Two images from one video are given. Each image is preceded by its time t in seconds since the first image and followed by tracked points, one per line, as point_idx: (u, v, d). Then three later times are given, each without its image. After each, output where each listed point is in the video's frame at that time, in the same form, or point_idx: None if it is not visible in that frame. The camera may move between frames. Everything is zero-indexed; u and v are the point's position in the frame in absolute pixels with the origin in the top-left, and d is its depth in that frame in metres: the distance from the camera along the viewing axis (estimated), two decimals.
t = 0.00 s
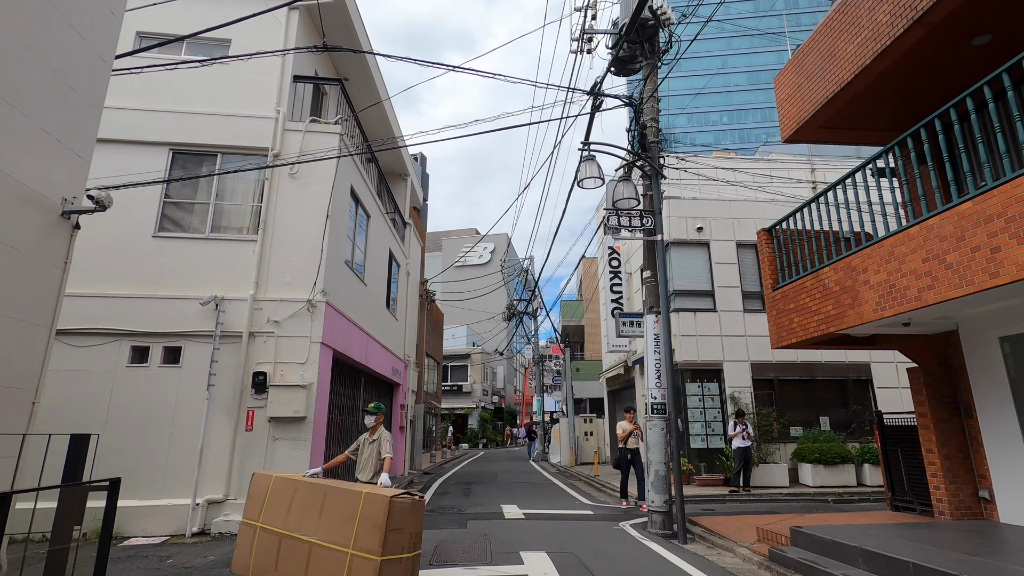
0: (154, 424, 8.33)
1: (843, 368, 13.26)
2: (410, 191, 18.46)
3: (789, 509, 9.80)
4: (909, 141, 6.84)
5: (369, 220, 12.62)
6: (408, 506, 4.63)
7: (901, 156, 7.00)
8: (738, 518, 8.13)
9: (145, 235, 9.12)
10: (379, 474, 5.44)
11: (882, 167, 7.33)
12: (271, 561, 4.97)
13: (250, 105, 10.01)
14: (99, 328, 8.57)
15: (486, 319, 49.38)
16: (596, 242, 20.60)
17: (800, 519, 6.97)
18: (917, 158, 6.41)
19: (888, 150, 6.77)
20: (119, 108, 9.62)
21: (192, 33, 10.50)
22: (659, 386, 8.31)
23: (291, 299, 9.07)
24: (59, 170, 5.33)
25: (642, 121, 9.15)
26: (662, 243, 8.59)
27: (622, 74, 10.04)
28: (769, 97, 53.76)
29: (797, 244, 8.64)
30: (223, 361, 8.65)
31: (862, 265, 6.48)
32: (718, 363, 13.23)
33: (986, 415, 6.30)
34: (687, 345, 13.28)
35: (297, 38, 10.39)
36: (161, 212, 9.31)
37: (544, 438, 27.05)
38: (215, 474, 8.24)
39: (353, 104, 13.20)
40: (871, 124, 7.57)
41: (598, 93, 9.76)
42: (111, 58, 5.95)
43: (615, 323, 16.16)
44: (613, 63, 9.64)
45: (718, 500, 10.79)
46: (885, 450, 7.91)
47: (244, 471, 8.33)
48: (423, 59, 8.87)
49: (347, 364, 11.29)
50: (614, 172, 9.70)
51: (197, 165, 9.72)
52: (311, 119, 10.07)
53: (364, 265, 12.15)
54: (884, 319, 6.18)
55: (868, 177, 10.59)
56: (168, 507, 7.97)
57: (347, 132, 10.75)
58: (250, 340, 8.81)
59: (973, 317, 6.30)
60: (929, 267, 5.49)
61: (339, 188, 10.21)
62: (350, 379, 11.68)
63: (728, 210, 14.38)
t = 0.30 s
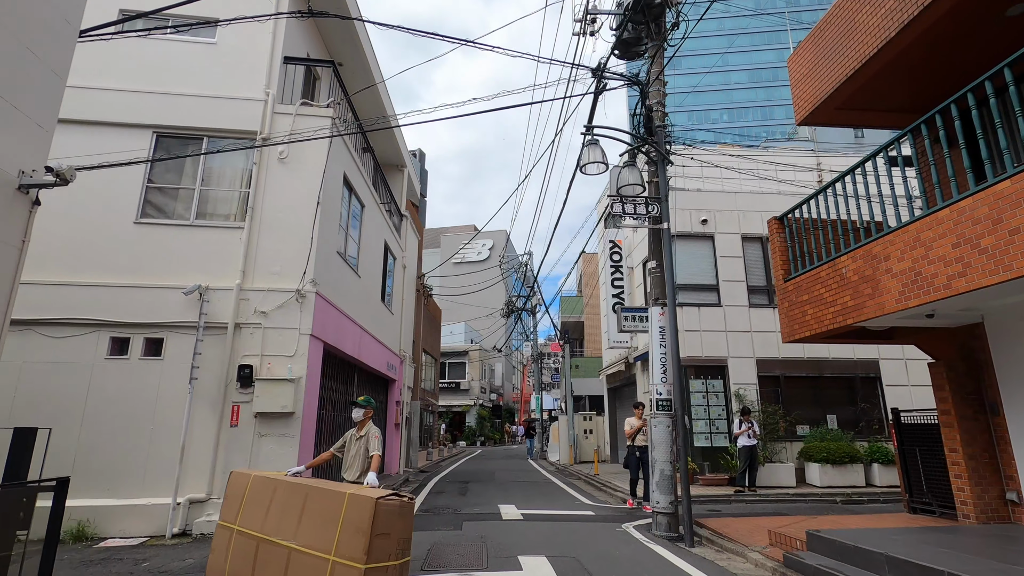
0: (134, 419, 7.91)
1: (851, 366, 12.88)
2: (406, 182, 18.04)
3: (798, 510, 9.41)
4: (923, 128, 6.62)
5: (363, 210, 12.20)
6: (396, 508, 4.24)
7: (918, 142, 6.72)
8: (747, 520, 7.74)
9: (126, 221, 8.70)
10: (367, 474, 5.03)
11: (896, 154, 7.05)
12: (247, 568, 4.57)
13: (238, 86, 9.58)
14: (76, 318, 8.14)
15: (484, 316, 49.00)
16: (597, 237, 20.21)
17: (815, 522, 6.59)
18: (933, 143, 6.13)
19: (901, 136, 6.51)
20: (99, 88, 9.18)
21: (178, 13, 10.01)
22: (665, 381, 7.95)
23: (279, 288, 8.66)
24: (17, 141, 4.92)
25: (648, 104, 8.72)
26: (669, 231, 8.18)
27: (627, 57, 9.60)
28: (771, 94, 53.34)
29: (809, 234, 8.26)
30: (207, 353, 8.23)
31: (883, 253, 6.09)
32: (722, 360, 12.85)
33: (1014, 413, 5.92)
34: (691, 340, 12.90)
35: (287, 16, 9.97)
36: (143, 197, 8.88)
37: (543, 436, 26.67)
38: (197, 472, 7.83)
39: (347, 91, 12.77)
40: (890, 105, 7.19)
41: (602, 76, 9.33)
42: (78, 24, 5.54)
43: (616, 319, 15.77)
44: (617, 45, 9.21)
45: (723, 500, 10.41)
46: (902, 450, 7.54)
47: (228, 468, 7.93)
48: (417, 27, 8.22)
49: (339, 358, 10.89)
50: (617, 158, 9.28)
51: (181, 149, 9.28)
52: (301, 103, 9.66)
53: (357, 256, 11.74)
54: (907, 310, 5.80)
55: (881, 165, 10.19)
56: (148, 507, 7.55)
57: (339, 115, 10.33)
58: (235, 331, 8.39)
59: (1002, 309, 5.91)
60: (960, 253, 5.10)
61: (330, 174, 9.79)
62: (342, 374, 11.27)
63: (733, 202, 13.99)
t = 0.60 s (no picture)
0: (109, 419, 7.49)
1: (857, 364, 12.53)
2: (401, 176, 17.61)
3: (805, 514, 9.05)
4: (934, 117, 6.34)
5: (356, 202, 11.79)
6: (378, 520, 3.85)
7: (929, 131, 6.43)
8: (755, 525, 7.37)
9: (102, 210, 8.26)
10: (350, 480, 4.60)
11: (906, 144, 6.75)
12: None
13: (222, 70, 9.14)
14: (49, 312, 7.71)
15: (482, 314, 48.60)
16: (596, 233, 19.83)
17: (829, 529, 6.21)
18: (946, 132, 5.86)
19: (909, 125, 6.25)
20: (75, 71, 8.72)
21: None
22: (669, 380, 7.56)
23: (264, 281, 8.24)
24: None
25: (652, 89, 8.31)
26: (673, 222, 7.77)
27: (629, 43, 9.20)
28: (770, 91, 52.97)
29: (820, 226, 7.88)
30: (187, 349, 7.81)
31: (904, 243, 5.71)
32: (726, 358, 12.49)
33: None
34: (693, 338, 12.54)
35: None
36: (121, 185, 8.45)
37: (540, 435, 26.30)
38: (176, 476, 7.42)
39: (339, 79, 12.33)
40: (908, 89, 6.81)
41: (603, 60, 8.92)
42: None
43: (616, 316, 15.39)
44: (620, 29, 8.76)
45: (727, 503, 10.05)
46: (918, 452, 7.20)
47: (209, 471, 7.52)
48: None
49: (328, 355, 10.47)
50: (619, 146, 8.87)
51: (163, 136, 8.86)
52: (289, 88, 9.23)
53: (348, 250, 11.31)
54: (931, 303, 5.42)
55: (892, 156, 9.81)
56: (123, 512, 7.14)
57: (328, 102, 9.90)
58: (217, 326, 7.97)
59: None
60: (993, 241, 4.72)
61: (319, 163, 9.36)
62: (332, 373, 10.88)
63: (737, 196, 13.62)
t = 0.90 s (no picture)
0: (82, 415, 7.09)
1: (861, 362, 12.22)
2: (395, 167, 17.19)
3: (811, 516, 8.72)
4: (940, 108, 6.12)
5: (346, 191, 11.40)
6: (358, 530, 3.46)
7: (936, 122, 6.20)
8: (762, 529, 7.05)
9: (77, 195, 7.84)
10: (330, 483, 4.22)
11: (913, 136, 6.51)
12: None
13: (206, 51, 8.71)
14: (19, 302, 7.30)
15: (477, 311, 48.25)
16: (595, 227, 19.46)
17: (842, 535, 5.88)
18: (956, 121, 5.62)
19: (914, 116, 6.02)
20: (49, 49, 8.28)
21: None
22: (672, 376, 7.22)
23: (247, 271, 7.84)
24: None
25: (655, 73, 7.94)
26: (678, 210, 7.42)
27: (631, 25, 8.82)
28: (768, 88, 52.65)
29: (830, 216, 7.54)
30: (165, 342, 7.41)
31: (925, 232, 5.36)
32: (727, 354, 12.15)
33: None
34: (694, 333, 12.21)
35: None
36: (97, 170, 8.03)
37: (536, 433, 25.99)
38: (153, 475, 7.03)
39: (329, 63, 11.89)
40: (927, 69, 6.45)
41: (604, 43, 8.54)
42: None
43: (614, 311, 15.04)
44: (621, 10, 8.36)
45: (729, 504, 9.73)
46: (933, 453, 6.92)
47: (187, 471, 7.13)
48: None
49: (316, 350, 10.06)
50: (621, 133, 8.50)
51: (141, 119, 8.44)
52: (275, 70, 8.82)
53: (338, 240, 10.89)
54: (955, 295, 5.07)
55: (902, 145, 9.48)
56: (94, 514, 6.74)
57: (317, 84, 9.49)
58: (197, 318, 7.57)
59: None
60: None
61: (307, 149, 8.97)
62: (320, 368, 10.50)
63: (739, 188, 13.28)
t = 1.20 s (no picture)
0: (52, 414, 6.68)
1: (867, 358, 11.89)
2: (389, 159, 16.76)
3: (819, 519, 8.39)
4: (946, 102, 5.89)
5: (336, 181, 10.99)
6: (333, 545, 3.01)
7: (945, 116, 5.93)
8: (770, 533, 6.70)
9: (48, 181, 7.41)
10: (307, 489, 3.83)
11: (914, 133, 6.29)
12: None
13: (187, 31, 8.29)
14: None
15: (474, 308, 47.85)
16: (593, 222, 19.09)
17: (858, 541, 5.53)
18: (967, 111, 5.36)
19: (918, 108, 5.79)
20: (19, 27, 7.83)
21: None
22: (676, 373, 6.85)
23: (229, 262, 7.43)
24: None
25: (659, 54, 7.55)
26: (683, 197, 7.04)
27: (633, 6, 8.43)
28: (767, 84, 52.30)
29: (842, 204, 7.17)
30: (141, 337, 7.00)
31: (951, 217, 5.00)
32: (730, 351, 11.80)
33: None
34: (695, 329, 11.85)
35: None
36: (70, 155, 7.60)
37: (533, 431, 25.63)
38: (127, 477, 6.62)
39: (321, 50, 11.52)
40: (949, 46, 6.07)
41: (605, 24, 8.14)
42: None
43: (614, 307, 14.67)
44: None
45: (733, 505, 9.38)
46: (951, 453, 6.60)
47: (164, 473, 6.73)
48: None
49: (303, 345, 9.64)
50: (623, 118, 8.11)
51: (118, 102, 8.01)
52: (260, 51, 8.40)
53: (327, 232, 10.49)
54: (984, 284, 4.71)
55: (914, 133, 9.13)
56: (63, 519, 6.32)
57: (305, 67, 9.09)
58: (175, 311, 7.17)
59: None
60: None
61: (294, 134, 8.56)
62: (309, 365, 10.12)
63: (742, 181, 12.93)
